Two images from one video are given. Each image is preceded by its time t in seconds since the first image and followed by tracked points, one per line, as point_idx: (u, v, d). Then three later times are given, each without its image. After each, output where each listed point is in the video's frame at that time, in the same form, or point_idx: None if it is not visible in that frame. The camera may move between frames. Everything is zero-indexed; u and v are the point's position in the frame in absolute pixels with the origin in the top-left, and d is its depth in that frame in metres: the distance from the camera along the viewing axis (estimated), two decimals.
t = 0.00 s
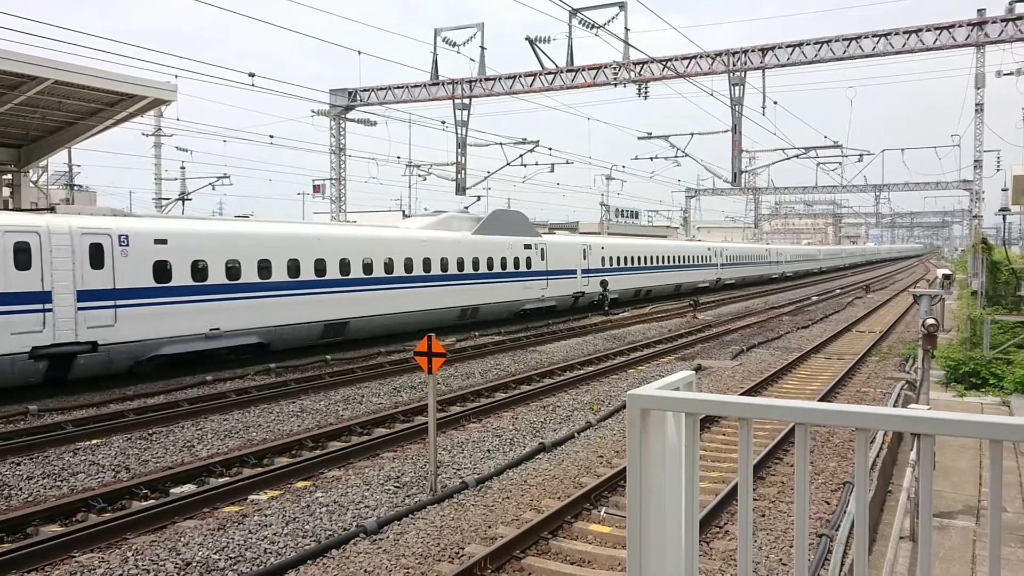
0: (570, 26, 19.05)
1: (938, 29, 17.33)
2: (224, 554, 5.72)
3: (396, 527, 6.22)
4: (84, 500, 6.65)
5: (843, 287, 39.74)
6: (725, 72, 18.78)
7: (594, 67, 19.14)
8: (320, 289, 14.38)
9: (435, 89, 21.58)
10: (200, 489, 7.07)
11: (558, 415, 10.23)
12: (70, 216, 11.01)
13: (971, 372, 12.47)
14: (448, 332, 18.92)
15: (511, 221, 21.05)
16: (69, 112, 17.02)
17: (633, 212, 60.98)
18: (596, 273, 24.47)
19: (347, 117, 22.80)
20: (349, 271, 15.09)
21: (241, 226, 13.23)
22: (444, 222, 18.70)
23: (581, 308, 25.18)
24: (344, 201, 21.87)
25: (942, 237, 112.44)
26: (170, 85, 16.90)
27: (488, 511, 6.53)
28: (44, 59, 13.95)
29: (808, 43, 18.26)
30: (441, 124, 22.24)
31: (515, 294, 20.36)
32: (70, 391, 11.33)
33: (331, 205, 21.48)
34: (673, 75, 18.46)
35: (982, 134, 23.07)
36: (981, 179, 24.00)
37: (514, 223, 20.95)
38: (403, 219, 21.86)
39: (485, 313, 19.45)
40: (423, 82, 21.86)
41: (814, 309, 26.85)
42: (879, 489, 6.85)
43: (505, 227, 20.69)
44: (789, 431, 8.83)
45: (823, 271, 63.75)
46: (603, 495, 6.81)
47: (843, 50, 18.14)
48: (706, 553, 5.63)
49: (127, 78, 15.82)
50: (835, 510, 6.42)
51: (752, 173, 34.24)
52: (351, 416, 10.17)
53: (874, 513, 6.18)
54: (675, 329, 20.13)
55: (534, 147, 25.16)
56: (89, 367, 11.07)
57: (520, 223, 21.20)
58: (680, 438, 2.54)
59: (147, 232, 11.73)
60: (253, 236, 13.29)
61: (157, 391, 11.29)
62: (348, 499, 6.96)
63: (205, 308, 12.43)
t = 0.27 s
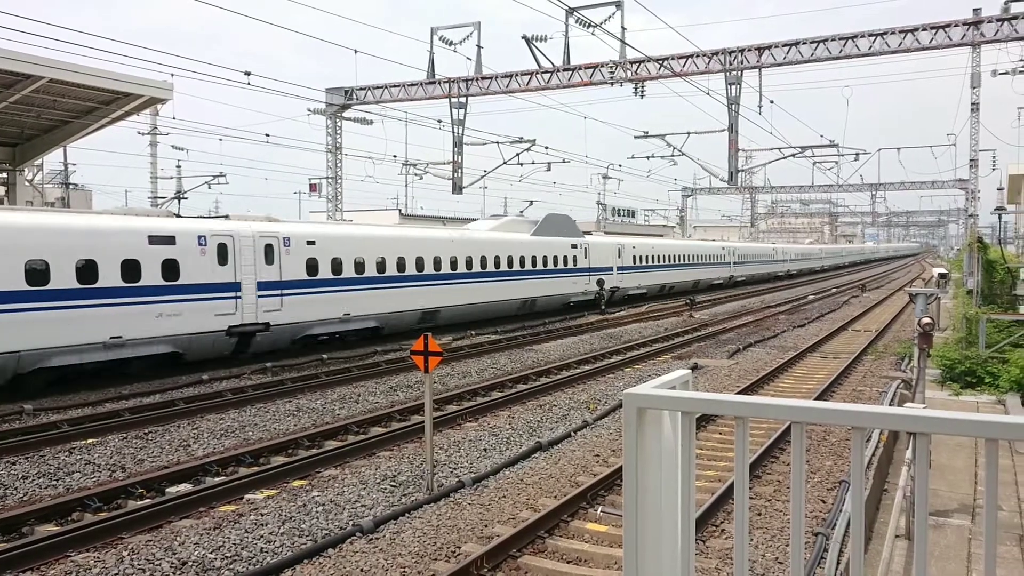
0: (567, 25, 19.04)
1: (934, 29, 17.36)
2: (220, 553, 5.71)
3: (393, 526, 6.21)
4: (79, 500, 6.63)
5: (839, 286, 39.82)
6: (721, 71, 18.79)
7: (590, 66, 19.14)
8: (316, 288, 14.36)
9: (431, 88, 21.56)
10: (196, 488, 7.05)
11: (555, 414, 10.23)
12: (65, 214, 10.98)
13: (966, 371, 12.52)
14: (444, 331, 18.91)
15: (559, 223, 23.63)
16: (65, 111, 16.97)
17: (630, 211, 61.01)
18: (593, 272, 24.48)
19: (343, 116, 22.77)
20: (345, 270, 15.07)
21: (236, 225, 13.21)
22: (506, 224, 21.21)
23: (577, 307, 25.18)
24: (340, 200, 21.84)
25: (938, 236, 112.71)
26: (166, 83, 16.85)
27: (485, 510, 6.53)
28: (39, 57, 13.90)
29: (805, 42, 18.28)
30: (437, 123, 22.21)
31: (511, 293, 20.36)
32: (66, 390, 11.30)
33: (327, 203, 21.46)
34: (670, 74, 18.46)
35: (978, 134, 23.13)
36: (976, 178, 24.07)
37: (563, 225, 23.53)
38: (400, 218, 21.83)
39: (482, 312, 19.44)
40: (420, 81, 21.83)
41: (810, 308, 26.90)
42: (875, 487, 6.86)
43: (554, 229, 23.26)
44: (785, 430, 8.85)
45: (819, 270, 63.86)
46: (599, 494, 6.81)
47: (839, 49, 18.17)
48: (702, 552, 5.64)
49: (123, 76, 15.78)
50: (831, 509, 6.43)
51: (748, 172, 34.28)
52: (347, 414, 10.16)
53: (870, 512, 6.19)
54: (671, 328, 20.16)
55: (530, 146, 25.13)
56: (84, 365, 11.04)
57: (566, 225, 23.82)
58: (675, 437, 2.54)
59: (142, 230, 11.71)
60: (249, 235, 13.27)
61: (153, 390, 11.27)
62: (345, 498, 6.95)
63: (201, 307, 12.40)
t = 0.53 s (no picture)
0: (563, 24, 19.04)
1: (929, 28, 17.40)
2: (216, 553, 5.69)
3: (389, 525, 6.21)
4: (75, 499, 6.61)
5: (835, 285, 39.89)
6: (717, 71, 18.81)
7: (586, 65, 19.15)
8: (312, 287, 14.33)
9: (427, 87, 21.53)
10: (191, 487, 7.03)
11: (551, 413, 10.23)
12: (59, 213, 10.92)
13: (962, 370, 12.55)
14: (441, 331, 18.88)
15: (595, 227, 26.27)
16: (60, 109, 16.91)
17: (627, 210, 61.05)
18: (589, 271, 24.50)
19: (339, 115, 22.74)
20: (341, 270, 15.04)
21: (233, 224, 13.18)
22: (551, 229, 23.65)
23: (574, 306, 25.17)
24: (336, 199, 21.79)
25: (933, 235, 112.99)
26: (161, 82, 16.80)
27: (481, 509, 6.52)
28: (34, 56, 13.85)
29: (801, 41, 18.30)
30: (433, 122, 22.19)
31: (507, 292, 20.35)
32: (61, 390, 11.26)
33: (323, 203, 21.42)
34: (666, 73, 18.47)
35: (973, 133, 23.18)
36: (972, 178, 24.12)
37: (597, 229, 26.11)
38: (396, 218, 21.81)
39: (478, 311, 19.40)
40: (416, 80, 21.80)
41: (806, 307, 26.94)
42: (871, 486, 6.88)
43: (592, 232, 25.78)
44: (781, 429, 8.86)
45: (815, 269, 64.00)
46: (595, 493, 6.81)
47: (835, 49, 18.19)
48: (698, 551, 5.65)
49: (118, 75, 15.73)
50: (826, 508, 6.45)
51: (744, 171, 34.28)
52: (343, 414, 10.14)
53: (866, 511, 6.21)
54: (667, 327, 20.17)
55: (527, 146, 25.07)
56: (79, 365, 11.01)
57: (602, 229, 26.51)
58: (672, 436, 2.54)
59: (139, 229, 11.67)
60: (246, 234, 13.24)
61: (148, 389, 11.23)
62: (341, 497, 6.94)
63: (197, 306, 12.38)
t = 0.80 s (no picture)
0: (558, 23, 19.03)
1: (923, 27, 17.44)
2: (210, 553, 5.66)
3: (384, 524, 6.19)
4: (68, 499, 6.57)
5: (830, 284, 39.99)
6: (712, 70, 18.82)
7: (581, 64, 19.14)
8: (307, 286, 14.29)
9: (422, 85, 21.49)
10: (185, 487, 7.00)
11: (546, 412, 10.23)
12: (53, 211, 10.86)
13: (955, 368, 12.60)
14: (436, 330, 18.86)
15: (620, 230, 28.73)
16: (52, 107, 16.81)
17: (622, 208, 61.07)
18: (584, 270, 24.51)
19: (334, 113, 22.68)
20: (336, 268, 15.00)
21: (228, 223, 13.13)
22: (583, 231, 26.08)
23: (569, 305, 25.18)
24: (331, 198, 21.73)
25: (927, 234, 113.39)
26: (155, 80, 16.73)
27: (476, 508, 6.51)
28: (27, 53, 13.77)
29: (795, 40, 18.33)
30: (428, 120, 22.14)
31: (502, 291, 20.33)
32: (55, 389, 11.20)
33: (318, 201, 21.37)
34: (661, 72, 18.47)
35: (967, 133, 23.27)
36: (965, 177, 24.20)
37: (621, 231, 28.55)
38: (391, 216, 21.77)
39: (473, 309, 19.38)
40: (410, 78, 21.75)
41: (800, 305, 27.01)
42: (865, 484, 6.89)
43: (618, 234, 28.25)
44: (776, 428, 8.87)
45: (809, 268, 64.16)
46: (590, 492, 6.81)
47: (830, 48, 18.22)
48: (693, 549, 5.65)
49: (111, 73, 15.65)
50: (821, 506, 6.45)
51: (738, 170, 34.32)
52: (338, 413, 10.11)
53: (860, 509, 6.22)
54: (662, 326, 20.19)
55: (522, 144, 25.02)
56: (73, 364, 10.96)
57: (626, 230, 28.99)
58: (667, 435, 2.53)
59: (134, 227, 11.61)
60: (241, 233, 13.19)
61: (142, 388, 11.19)
62: (336, 497, 6.91)
63: (192, 305, 12.33)
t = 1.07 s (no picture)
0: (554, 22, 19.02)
1: (919, 28, 17.48)
2: (205, 552, 5.64)
3: (380, 524, 6.18)
4: (62, 499, 6.54)
5: (825, 284, 40.08)
6: (708, 69, 18.83)
7: (577, 63, 19.14)
8: (302, 285, 14.26)
9: (418, 85, 21.46)
10: (181, 487, 6.97)
11: (542, 411, 10.22)
12: (46, 211, 10.81)
13: (950, 368, 12.64)
14: (431, 329, 18.84)
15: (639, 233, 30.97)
16: (47, 106, 16.75)
17: (617, 208, 61.02)
18: (580, 269, 24.52)
19: (329, 112, 22.64)
20: (331, 268, 14.97)
21: (223, 222, 13.09)
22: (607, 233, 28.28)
23: (564, 305, 25.17)
24: (326, 197, 21.69)
25: (921, 234, 113.74)
26: (150, 78, 16.67)
27: (472, 507, 6.50)
28: (21, 52, 13.72)
29: (791, 40, 18.36)
30: (424, 120, 22.12)
31: (498, 290, 20.32)
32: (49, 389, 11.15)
33: (313, 201, 21.32)
34: (657, 71, 18.49)
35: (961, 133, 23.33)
36: (960, 176, 24.26)
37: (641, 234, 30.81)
38: (386, 216, 21.75)
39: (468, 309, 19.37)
40: (406, 78, 21.72)
41: (796, 305, 27.06)
42: (860, 484, 6.90)
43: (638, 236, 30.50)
44: (771, 427, 8.88)
45: (804, 267, 64.30)
46: (586, 491, 6.80)
47: (825, 48, 18.25)
48: (689, 548, 5.65)
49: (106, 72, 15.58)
50: (816, 505, 6.46)
51: (734, 170, 34.37)
52: (333, 412, 10.09)
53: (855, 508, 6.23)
54: (658, 325, 20.21)
55: (518, 143, 25.01)
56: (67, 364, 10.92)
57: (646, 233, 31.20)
58: (662, 435, 2.53)
59: (128, 227, 11.57)
60: (236, 232, 13.16)
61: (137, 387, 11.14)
62: (331, 496, 6.90)
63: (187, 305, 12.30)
